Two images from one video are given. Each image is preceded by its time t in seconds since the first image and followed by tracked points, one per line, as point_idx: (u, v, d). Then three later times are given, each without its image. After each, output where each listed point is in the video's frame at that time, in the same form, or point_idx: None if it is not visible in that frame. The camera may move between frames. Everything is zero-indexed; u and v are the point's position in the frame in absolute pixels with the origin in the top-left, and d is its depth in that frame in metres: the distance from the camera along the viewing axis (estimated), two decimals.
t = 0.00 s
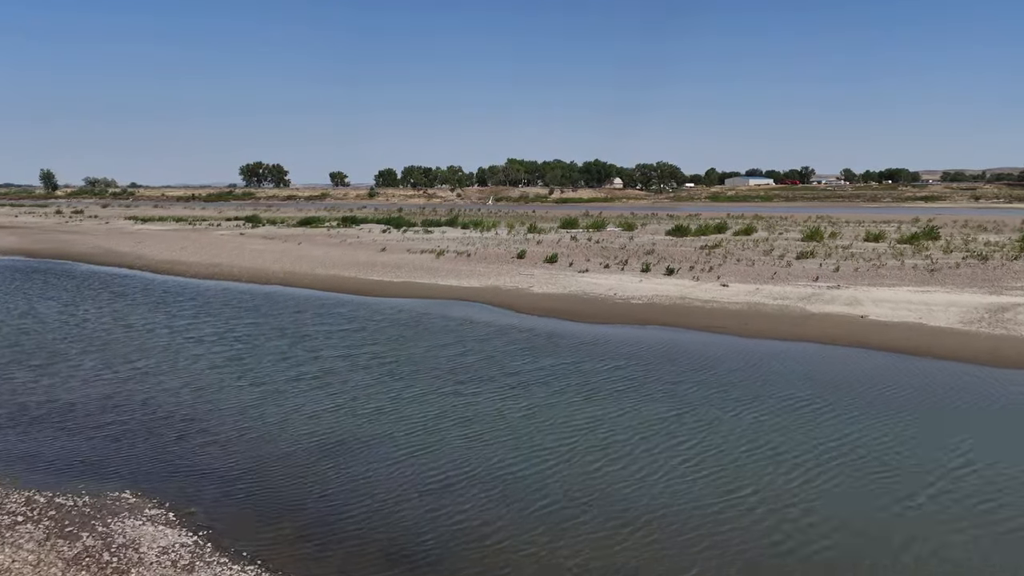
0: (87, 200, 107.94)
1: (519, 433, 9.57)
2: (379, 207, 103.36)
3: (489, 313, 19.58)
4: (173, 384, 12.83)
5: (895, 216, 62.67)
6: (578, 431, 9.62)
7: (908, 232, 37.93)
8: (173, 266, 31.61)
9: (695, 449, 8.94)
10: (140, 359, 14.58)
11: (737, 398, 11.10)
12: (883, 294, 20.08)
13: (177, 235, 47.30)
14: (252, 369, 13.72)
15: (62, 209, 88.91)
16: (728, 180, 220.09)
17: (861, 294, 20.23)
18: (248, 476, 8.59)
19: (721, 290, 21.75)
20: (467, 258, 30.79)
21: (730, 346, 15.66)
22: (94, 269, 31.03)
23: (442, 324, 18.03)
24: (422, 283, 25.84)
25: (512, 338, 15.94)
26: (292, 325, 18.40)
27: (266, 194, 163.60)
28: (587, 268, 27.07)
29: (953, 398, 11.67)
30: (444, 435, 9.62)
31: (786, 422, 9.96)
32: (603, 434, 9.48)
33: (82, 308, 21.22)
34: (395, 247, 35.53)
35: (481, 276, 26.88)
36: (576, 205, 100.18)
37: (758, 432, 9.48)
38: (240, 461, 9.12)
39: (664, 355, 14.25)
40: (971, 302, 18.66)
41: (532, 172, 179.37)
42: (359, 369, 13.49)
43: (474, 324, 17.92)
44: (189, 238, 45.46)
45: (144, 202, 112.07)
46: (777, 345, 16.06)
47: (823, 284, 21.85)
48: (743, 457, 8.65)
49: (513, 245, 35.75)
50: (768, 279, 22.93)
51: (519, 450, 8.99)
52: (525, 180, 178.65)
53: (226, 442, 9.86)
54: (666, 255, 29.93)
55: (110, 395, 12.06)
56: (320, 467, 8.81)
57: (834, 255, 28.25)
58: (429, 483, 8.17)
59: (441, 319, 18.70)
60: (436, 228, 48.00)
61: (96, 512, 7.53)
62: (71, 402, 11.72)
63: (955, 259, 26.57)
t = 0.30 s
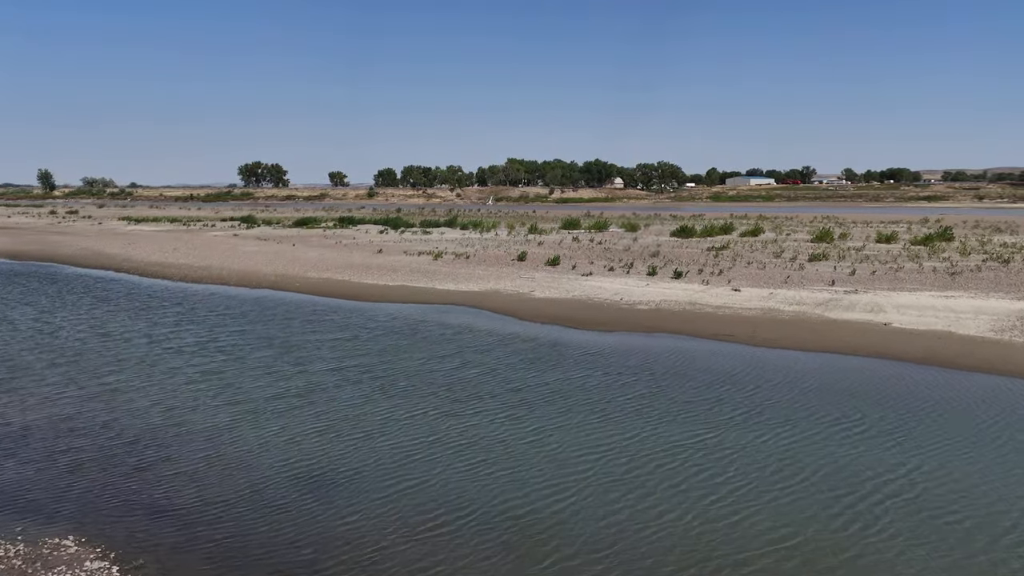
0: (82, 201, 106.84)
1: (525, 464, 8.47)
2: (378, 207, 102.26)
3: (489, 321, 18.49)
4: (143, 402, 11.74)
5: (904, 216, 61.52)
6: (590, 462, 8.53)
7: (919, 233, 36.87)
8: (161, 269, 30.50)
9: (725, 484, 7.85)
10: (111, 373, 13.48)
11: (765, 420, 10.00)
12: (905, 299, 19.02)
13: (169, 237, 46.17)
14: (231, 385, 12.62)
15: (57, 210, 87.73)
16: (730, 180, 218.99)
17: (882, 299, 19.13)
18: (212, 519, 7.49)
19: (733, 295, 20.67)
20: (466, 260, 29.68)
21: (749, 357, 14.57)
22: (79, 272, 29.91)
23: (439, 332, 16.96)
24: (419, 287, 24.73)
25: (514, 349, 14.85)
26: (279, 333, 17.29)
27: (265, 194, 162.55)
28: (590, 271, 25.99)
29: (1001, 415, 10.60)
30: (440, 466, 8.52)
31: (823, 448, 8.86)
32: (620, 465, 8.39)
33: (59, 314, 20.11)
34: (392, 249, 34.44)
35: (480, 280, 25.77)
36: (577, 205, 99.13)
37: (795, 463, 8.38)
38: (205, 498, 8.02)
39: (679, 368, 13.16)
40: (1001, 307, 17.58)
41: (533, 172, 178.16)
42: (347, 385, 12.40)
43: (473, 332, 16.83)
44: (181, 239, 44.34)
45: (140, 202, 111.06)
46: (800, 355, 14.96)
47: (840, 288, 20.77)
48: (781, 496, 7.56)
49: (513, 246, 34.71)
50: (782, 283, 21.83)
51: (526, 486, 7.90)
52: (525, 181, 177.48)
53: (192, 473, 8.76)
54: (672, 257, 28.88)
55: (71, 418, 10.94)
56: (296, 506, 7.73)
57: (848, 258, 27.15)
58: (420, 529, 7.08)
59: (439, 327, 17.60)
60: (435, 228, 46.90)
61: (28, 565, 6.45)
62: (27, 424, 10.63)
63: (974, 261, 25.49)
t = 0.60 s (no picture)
0: (78, 202, 105.74)
1: (536, 508, 7.37)
2: (377, 207, 101.30)
3: (489, 330, 17.37)
4: (107, 425, 10.65)
5: (911, 216, 60.52)
6: (610, 502, 7.44)
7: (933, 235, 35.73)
8: (148, 271, 29.35)
9: (767, 536, 6.76)
10: (77, 390, 12.35)
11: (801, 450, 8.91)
12: (930, 306, 17.89)
13: (161, 238, 45.03)
14: (207, 404, 11.52)
15: (52, 210, 86.52)
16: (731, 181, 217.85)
17: (906, 305, 18.04)
18: None
19: (747, 301, 19.55)
20: (465, 263, 28.55)
21: (771, 370, 13.47)
22: (62, 275, 28.73)
23: (436, 341, 15.88)
24: (415, 291, 23.62)
25: (516, 362, 13.75)
26: (265, 343, 16.18)
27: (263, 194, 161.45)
28: (594, 274, 24.87)
29: None
30: (436, 510, 7.42)
31: (874, 485, 7.77)
32: (644, 509, 7.28)
33: (33, 321, 19.01)
34: (388, 250, 33.31)
35: (480, 283, 24.65)
36: (579, 205, 98.09)
37: (845, 507, 7.28)
38: (162, 550, 6.90)
39: (699, 385, 12.05)
40: None
41: (533, 172, 176.90)
42: (335, 405, 11.30)
43: (473, 342, 15.73)
44: (172, 240, 43.14)
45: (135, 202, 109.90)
46: (825, 368, 13.88)
47: (859, 294, 19.64)
48: (836, 553, 6.46)
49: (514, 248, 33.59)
50: (797, 288, 20.74)
51: (538, 538, 6.79)
52: (525, 181, 176.21)
53: (151, 515, 7.65)
54: (679, 259, 27.75)
55: (25, 444, 9.86)
56: (265, 559, 6.67)
57: (863, 260, 26.01)
58: None
59: (437, 336, 16.51)
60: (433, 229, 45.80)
61: None
62: None
63: (997, 265, 24.35)
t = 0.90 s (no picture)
0: (74, 203, 104.21)
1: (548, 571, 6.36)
2: (377, 208, 99.90)
3: (490, 340, 16.26)
4: (66, 452, 9.56)
5: (919, 216, 59.46)
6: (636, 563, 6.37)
7: (948, 236, 34.56)
8: (135, 275, 28.16)
9: None
10: (38, 411, 11.24)
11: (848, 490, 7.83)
12: (961, 314, 16.77)
13: (152, 240, 43.87)
14: (179, 428, 10.42)
15: (46, 210, 85.27)
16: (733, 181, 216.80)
17: (935, 313, 16.89)
18: None
19: (763, 308, 18.42)
20: (464, 266, 27.36)
21: (798, 386, 12.39)
22: (46, 279, 27.54)
23: (434, 353, 14.79)
24: (413, 296, 22.46)
25: (520, 377, 12.66)
26: (250, 354, 15.06)
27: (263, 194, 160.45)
28: (600, 278, 23.74)
29: None
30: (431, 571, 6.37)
31: (940, 537, 6.70)
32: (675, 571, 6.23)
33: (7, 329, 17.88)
34: (385, 253, 32.19)
35: (480, 288, 23.47)
36: (581, 206, 96.82)
37: (909, 567, 6.24)
38: None
39: (721, 404, 10.97)
40: None
41: (534, 172, 175.49)
42: (320, 429, 10.20)
43: (473, 354, 14.60)
44: (164, 242, 41.89)
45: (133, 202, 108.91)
46: (855, 383, 12.79)
47: (883, 300, 18.49)
48: None
49: (515, 250, 32.45)
50: (815, 293, 19.60)
51: None
52: (527, 181, 174.74)
53: None
54: (688, 262, 26.64)
55: None
56: None
57: (880, 264, 24.86)
58: None
59: (434, 347, 15.39)
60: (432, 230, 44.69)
61: None
62: None
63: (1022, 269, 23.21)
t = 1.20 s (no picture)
0: (75, 203, 103.53)
1: None
2: (378, 208, 98.77)
3: (492, 351, 15.14)
4: (13, 487, 8.47)
5: (934, 218, 57.93)
6: None
7: (969, 238, 33.30)
8: (124, 279, 27.07)
9: None
10: None
11: (906, 544, 6.75)
12: (999, 323, 15.59)
13: (147, 240, 42.79)
14: (144, 456, 9.36)
15: (44, 210, 84.36)
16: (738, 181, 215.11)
17: (971, 323, 15.70)
18: None
19: (784, 315, 17.25)
20: (466, 269, 26.17)
21: (832, 407, 11.28)
22: (30, 282, 26.46)
23: (433, 367, 13.70)
24: (411, 302, 21.31)
25: (525, 395, 11.57)
26: (233, 368, 13.98)
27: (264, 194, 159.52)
28: (608, 282, 22.58)
29: None
30: None
31: None
32: None
33: None
34: (384, 255, 31.07)
35: (482, 293, 22.30)
36: (585, 206, 95.55)
37: None
38: None
39: (748, 430, 9.87)
40: None
41: (538, 172, 174.17)
42: (301, 458, 9.12)
43: (473, 369, 13.50)
44: (159, 243, 40.80)
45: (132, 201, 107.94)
46: (891, 402, 11.66)
47: (913, 307, 17.31)
48: None
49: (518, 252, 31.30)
50: (838, 300, 18.43)
51: None
52: (530, 180, 173.34)
53: None
54: (700, 265, 25.46)
55: None
56: None
57: (903, 267, 23.67)
58: None
59: (432, 360, 14.29)
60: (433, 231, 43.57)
61: None
62: None
63: None
